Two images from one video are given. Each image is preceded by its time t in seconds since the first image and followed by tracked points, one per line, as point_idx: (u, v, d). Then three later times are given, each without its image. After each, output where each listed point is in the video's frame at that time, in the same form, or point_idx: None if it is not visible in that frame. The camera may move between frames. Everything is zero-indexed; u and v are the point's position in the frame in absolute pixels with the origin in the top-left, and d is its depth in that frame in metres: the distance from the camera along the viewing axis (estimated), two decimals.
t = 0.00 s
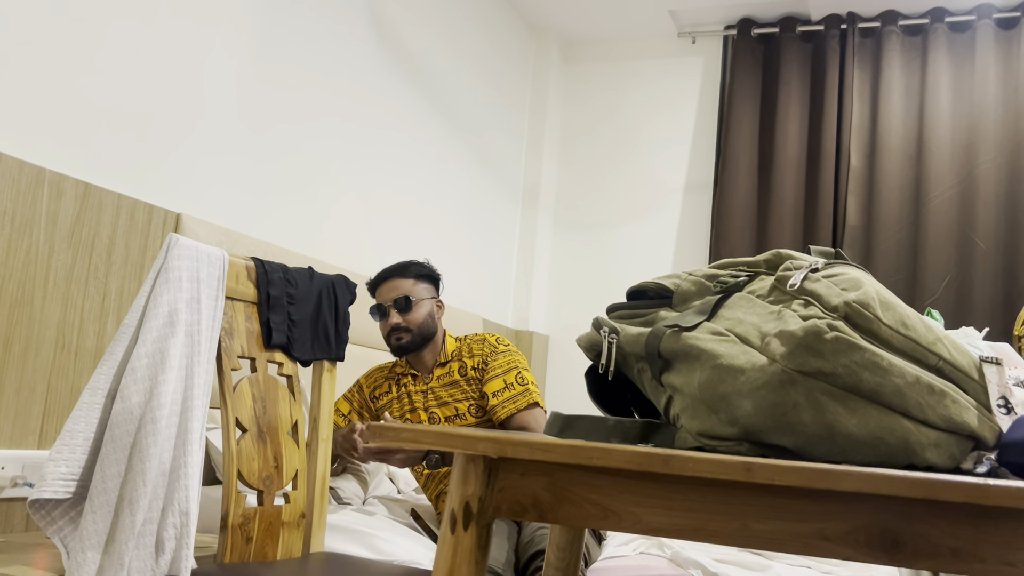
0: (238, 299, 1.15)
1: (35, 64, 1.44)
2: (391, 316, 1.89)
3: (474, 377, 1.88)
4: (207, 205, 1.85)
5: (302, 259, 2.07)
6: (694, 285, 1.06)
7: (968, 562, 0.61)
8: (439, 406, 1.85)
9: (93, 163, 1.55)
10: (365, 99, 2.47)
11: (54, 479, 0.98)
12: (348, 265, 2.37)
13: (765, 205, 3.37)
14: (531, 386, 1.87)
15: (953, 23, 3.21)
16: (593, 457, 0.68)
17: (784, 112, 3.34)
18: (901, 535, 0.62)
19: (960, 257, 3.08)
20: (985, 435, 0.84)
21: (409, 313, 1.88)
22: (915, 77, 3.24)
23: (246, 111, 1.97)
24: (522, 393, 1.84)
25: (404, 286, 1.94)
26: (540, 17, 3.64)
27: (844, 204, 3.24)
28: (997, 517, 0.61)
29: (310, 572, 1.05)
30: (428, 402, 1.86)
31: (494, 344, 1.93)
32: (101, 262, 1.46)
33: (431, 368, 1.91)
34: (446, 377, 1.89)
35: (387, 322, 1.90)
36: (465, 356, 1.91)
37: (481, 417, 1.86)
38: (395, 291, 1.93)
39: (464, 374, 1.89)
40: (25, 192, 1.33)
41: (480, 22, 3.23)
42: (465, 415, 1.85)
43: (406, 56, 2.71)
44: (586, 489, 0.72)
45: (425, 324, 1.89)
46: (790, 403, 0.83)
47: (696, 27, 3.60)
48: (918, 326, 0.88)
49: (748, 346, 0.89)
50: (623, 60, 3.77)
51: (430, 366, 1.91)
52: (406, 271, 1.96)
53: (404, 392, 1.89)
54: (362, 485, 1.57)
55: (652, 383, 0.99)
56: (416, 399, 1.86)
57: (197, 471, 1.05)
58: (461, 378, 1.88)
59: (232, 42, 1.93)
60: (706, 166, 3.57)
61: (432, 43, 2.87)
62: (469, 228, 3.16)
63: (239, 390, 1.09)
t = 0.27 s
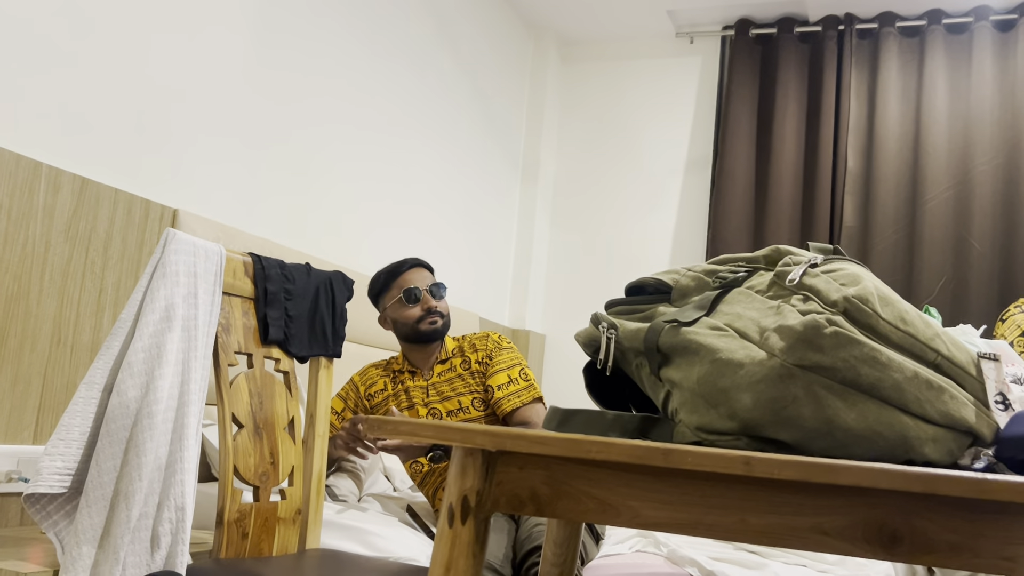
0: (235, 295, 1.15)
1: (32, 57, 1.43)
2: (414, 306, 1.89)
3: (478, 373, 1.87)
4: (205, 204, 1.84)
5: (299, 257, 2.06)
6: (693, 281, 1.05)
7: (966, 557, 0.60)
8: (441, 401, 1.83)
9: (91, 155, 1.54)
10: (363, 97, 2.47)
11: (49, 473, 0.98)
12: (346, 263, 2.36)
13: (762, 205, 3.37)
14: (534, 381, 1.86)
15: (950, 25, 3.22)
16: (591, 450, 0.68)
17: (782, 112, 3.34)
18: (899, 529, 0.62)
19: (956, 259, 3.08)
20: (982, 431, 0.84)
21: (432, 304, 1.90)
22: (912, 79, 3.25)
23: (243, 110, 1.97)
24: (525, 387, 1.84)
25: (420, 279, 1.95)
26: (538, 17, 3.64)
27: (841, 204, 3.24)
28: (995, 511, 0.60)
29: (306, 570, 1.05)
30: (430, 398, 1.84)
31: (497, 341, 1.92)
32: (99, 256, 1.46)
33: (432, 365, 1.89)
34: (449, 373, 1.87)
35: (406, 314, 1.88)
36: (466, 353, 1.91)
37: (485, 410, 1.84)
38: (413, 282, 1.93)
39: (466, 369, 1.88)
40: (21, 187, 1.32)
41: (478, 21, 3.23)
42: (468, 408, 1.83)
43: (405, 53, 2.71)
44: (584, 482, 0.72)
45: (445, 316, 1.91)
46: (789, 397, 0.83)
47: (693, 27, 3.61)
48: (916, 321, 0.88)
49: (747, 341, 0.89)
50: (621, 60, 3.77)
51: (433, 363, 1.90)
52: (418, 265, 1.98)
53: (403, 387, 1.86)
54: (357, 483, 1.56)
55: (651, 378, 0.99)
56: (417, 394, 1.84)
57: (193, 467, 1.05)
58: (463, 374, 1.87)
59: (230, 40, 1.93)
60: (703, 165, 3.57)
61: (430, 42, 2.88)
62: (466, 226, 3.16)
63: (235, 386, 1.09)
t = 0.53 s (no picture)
0: (231, 293, 1.15)
1: (31, 55, 1.44)
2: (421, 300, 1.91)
3: (474, 372, 1.87)
4: (201, 203, 1.84)
5: (295, 256, 2.07)
6: (688, 282, 1.06)
7: (956, 558, 0.61)
8: (438, 399, 1.83)
9: (87, 153, 1.55)
10: (360, 96, 2.48)
11: (43, 471, 0.98)
12: (342, 263, 2.36)
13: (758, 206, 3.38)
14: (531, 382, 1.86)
15: (946, 29, 3.24)
16: (583, 450, 0.68)
17: (778, 113, 3.35)
18: (890, 530, 0.62)
19: (952, 261, 3.09)
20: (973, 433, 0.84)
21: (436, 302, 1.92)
22: (909, 82, 3.26)
23: (240, 110, 1.97)
24: (523, 387, 1.84)
25: (421, 278, 1.98)
26: (535, 18, 3.65)
27: (837, 206, 3.25)
28: (984, 512, 0.61)
29: (300, 568, 1.05)
30: (426, 397, 1.83)
31: (494, 341, 1.92)
32: (94, 254, 1.46)
33: (429, 365, 1.89)
34: (445, 372, 1.87)
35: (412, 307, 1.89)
36: (463, 352, 1.90)
37: (482, 409, 1.84)
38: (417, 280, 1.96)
39: (464, 367, 1.88)
40: (17, 184, 1.32)
41: (476, 22, 3.24)
42: (465, 407, 1.83)
43: (403, 53, 2.71)
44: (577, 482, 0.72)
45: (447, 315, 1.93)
46: (782, 399, 0.83)
47: (690, 29, 3.63)
48: (908, 323, 0.88)
49: (740, 343, 0.89)
50: (619, 61, 3.78)
51: (429, 363, 1.89)
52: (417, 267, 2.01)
53: (399, 386, 1.86)
54: (352, 481, 1.56)
55: (644, 379, 0.99)
56: (413, 393, 1.84)
57: (187, 465, 1.05)
58: (460, 373, 1.87)
59: (227, 39, 1.93)
60: (700, 166, 3.58)
61: (428, 42, 2.88)
62: (463, 225, 3.16)
63: (231, 384, 1.09)
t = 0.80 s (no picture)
0: (227, 291, 1.15)
1: (28, 52, 1.44)
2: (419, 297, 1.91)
3: (471, 370, 1.87)
4: (198, 202, 1.85)
5: (293, 255, 2.07)
6: (682, 280, 1.06)
7: (948, 555, 0.61)
8: (434, 397, 1.84)
9: (85, 151, 1.55)
10: (357, 96, 2.48)
11: (38, 468, 0.98)
12: (337, 262, 2.37)
13: (754, 207, 3.38)
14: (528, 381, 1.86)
15: (942, 32, 3.25)
16: (577, 446, 0.68)
17: (776, 114, 3.36)
18: (882, 526, 0.62)
19: (946, 263, 3.10)
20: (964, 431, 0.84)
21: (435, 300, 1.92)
22: (905, 83, 3.27)
23: (236, 110, 1.97)
24: (519, 385, 1.84)
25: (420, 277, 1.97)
26: (532, 19, 3.66)
27: (832, 208, 3.26)
28: (976, 510, 0.61)
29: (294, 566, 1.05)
30: (422, 395, 1.84)
31: (491, 340, 1.92)
32: (90, 251, 1.46)
33: (425, 363, 1.89)
34: (440, 370, 1.87)
35: (411, 304, 1.89)
36: (459, 351, 1.90)
37: (478, 407, 1.85)
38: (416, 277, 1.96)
39: (460, 366, 1.88)
40: (14, 180, 1.32)
41: (473, 23, 3.24)
42: (461, 405, 1.84)
43: (400, 52, 2.72)
44: (571, 479, 0.72)
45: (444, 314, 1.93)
46: (774, 396, 0.84)
47: (687, 31, 3.65)
48: (901, 322, 0.89)
49: (733, 340, 0.90)
50: (616, 63, 3.79)
51: (425, 361, 1.89)
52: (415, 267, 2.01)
53: (395, 384, 1.86)
54: (346, 480, 1.56)
55: (639, 377, 1.00)
56: (409, 391, 1.84)
57: (183, 463, 1.05)
58: (456, 371, 1.87)
59: (225, 40, 1.94)
60: (697, 167, 3.59)
61: (426, 41, 2.89)
62: (461, 225, 3.17)
63: (226, 382, 1.09)
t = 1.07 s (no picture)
0: (224, 291, 1.16)
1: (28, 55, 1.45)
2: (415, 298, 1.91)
3: (466, 370, 1.87)
4: (196, 202, 1.85)
5: (291, 254, 2.07)
6: (677, 282, 1.06)
7: (939, 555, 0.61)
8: (430, 398, 1.84)
9: (83, 153, 1.55)
10: (355, 98, 2.49)
11: (34, 467, 0.98)
12: (334, 262, 2.37)
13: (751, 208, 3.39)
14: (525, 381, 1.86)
15: (938, 35, 3.27)
16: (572, 446, 0.68)
17: (773, 116, 3.37)
18: (873, 528, 0.62)
19: (942, 265, 3.11)
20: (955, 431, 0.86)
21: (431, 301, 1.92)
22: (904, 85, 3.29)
23: (234, 111, 1.97)
24: (516, 385, 1.83)
25: (416, 278, 1.98)
26: (530, 22, 3.67)
27: (829, 209, 3.26)
28: (966, 511, 0.61)
29: (290, 566, 1.05)
30: (419, 395, 1.84)
31: (488, 340, 1.92)
32: (87, 250, 1.46)
33: (422, 364, 1.90)
34: (436, 369, 1.87)
35: (406, 304, 1.89)
36: (455, 352, 1.90)
37: (475, 407, 1.85)
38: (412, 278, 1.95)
39: (457, 366, 1.88)
40: (11, 179, 1.33)
41: (470, 26, 3.25)
42: (458, 405, 1.84)
43: (398, 54, 2.72)
44: (566, 478, 0.72)
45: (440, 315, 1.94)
46: (767, 397, 0.84)
47: (685, 33, 3.66)
48: (893, 323, 0.89)
49: (727, 341, 0.90)
50: (615, 65, 3.80)
51: (422, 361, 1.90)
52: (412, 266, 2.01)
53: (391, 384, 1.87)
54: (342, 481, 1.56)
55: (634, 378, 1.00)
56: (406, 391, 1.84)
57: (179, 462, 1.05)
58: (452, 371, 1.87)
59: (224, 42, 1.94)
60: (695, 169, 3.60)
61: (424, 43, 2.89)
62: (458, 225, 3.17)
63: (223, 382, 1.09)
